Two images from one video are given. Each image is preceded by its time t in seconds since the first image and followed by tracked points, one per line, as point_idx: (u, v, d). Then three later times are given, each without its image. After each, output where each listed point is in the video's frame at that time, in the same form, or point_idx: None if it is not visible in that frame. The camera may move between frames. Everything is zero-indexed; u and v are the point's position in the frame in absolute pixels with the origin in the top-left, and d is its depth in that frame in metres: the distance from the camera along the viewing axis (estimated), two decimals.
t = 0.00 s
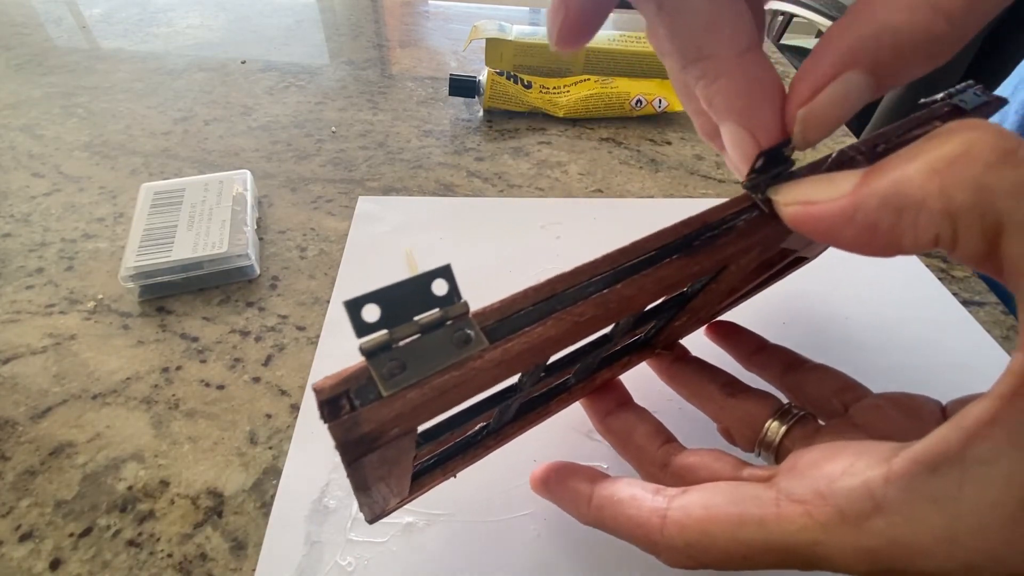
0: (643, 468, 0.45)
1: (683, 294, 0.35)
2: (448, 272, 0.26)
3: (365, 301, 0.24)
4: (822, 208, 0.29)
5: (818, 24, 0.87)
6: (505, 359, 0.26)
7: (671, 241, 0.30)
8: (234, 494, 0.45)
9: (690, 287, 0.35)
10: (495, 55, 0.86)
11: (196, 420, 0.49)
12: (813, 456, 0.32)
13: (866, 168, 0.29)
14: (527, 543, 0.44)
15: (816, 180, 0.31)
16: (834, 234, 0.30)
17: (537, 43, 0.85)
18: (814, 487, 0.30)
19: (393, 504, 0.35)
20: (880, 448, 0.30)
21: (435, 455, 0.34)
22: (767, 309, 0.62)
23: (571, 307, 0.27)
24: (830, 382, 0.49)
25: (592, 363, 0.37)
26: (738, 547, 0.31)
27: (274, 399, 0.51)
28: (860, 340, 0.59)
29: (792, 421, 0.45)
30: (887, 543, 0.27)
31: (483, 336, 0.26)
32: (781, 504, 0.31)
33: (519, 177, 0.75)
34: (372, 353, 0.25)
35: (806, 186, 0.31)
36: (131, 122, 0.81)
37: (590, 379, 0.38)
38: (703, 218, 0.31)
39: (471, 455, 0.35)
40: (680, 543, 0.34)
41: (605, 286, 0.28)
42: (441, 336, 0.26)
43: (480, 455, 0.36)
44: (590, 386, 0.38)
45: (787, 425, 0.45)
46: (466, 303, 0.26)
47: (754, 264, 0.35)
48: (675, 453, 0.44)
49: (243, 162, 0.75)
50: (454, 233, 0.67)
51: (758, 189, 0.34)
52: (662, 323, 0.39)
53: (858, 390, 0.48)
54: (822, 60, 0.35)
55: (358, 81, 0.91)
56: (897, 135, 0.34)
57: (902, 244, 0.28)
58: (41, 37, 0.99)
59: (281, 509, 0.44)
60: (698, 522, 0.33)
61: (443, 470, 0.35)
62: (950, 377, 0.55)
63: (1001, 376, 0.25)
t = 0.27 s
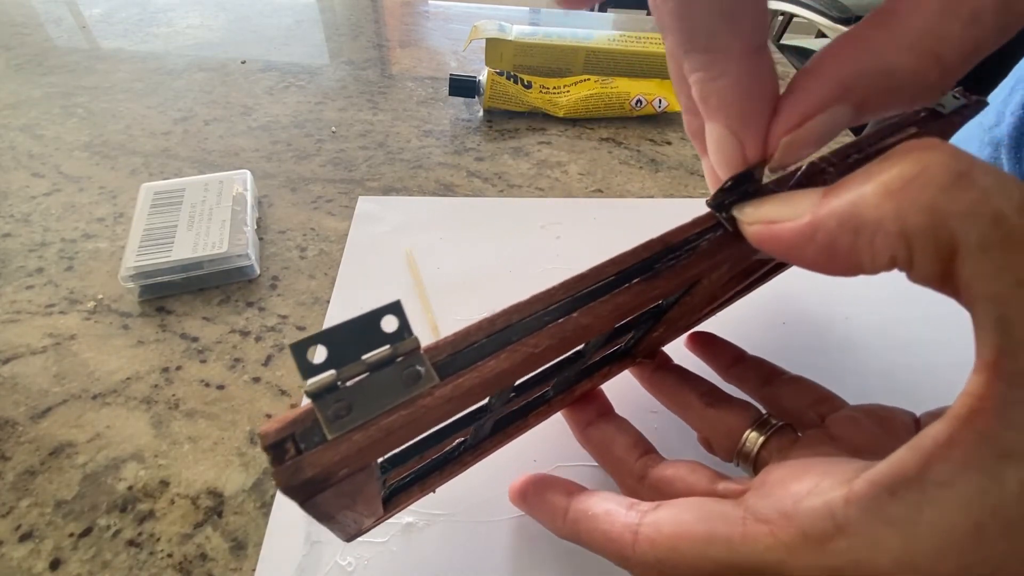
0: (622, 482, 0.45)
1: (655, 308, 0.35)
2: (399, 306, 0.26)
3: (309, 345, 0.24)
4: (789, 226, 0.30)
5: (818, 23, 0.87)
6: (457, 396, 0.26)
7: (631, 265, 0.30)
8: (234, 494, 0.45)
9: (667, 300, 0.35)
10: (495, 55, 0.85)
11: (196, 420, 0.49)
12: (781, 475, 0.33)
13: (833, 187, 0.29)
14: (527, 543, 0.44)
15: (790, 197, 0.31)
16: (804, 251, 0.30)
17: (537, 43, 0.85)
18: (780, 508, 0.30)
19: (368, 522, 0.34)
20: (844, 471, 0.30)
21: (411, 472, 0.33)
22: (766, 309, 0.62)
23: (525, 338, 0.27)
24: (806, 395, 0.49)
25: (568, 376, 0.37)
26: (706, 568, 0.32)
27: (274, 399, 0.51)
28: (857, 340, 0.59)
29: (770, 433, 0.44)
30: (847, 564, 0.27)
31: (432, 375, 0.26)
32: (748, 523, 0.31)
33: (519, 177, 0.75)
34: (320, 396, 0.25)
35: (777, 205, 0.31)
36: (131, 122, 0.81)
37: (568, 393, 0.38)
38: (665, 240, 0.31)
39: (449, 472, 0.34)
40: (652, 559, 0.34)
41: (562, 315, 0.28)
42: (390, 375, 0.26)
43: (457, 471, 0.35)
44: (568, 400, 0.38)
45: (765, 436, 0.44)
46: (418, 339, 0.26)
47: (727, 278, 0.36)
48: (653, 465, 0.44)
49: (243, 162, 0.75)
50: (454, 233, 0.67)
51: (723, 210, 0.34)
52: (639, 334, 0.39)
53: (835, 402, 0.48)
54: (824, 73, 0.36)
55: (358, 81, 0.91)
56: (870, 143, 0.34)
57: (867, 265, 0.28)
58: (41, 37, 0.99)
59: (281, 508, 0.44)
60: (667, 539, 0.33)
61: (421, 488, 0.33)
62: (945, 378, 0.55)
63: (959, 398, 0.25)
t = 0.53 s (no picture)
0: (608, 481, 0.45)
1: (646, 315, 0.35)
2: (373, 318, 0.26)
3: (276, 356, 0.25)
4: (779, 240, 0.29)
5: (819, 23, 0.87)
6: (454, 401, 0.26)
7: (617, 274, 0.30)
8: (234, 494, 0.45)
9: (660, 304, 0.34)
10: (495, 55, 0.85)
11: (196, 420, 0.49)
12: (771, 484, 0.33)
13: (826, 202, 0.29)
14: (528, 543, 0.44)
15: (781, 208, 0.31)
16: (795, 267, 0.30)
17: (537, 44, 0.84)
18: (764, 520, 0.31)
19: (348, 518, 0.33)
20: (831, 487, 0.30)
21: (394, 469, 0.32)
22: (766, 309, 0.62)
23: (500, 353, 0.27)
24: (796, 401, 0.49)
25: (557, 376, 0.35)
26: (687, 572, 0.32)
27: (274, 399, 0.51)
28: (854, 347, 0.58)
29: (757, 439, 0.44)
30: None
31: (406, 386, 0.26)
32: (730, 533, 0.31)
33: (518, 177, 0.75)
34: (288, 406, 0.25)
35: (768, 216, 0.31)
36: (131, 122, 0.81)
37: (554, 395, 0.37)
38: (653, 250, 0.31)
39: (432, 469, 0.33)
40: (634, 561, 0.35)
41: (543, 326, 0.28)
42: (359, 388, 0.26)
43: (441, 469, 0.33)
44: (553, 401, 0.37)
45: (753, 442, 0.44)
46: (391, 350, 0.26)
47: (717, 284, 0.35)
48: (638, 467, 0.44)
49: (243, 162, 0.75)
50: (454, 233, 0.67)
51: (717, 219, 0.34)
52: (629, 337, 0.38)
53: (823, 410, 0.47)
54: (756, 64, 0.38)
55: (358, 81, 0.91)
56: (870, 155, 0.34)
57: (859, 282, 0.28)
58: (41, 37, 0.99)
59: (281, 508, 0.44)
60: (649, 543, 0.34)
61: (402, 485, 0.32)
62: (935, 392, 0.54)
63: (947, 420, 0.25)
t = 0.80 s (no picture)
0: (605, 474, 0.45)
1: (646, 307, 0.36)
2: (375, 298, 0.26)
3: (278, 334, 0.25)
4: (778, 232, 0.29)
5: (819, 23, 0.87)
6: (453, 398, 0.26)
7: (619, 260, 0.30)
8: (234, 494, 0.45)
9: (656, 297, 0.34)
10: (495, 56, 0.85)
11: (196, 420, 0.49)
12: (767, 473, 0.33)
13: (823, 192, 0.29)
14: (528, 543, 0.44)
15: (778, 200, 0.31)
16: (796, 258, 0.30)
17: (538, 43, 0.85)
18: (760, 509, 0.30)
19: (348, 506, 0.33)
20: (827, 475, 0.30)
21: (393, 458, 0.33)
22: (766, 308, 0.62)
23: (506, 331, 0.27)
24: (792, 397, 0.49)
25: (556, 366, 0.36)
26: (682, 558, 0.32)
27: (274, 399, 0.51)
28: (851, 349, 0.58)
29: (755, 431, 0.44)
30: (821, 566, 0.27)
31: (406, 364, 0.26)
32: (726, 522, 0.31)
33: (518, 177, 0.75)
34: (290, 385, 0.25)
35: (765, 209, 0.31)
36: (131, 123, 0.81)
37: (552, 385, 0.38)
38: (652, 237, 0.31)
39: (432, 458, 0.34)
40: (631, 549, 0.35)
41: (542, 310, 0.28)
42: (360, 367, 0.26)
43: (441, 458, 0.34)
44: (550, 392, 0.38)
45: (750, 435, 0.44)
46: (393, 330, 0.26)
47: (717, 276, 0.35)
48: (636, 459, 0.44)
49: (243, 162, 0.75)
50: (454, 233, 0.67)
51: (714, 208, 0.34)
52: (627, 329, 0.39)
53: (820, 407, 0.47)
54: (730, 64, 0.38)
55: (358, 81, 0.91)
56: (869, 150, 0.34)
57: (860, 271, 0.28)
58: (41, 37, 0.99)
59: (281, 508, 0.44)
60: (647, 530, 0.34)
61: (402, 473, 0.33)
62: (932, 391, 0.54)
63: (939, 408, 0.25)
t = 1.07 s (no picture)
0: (599, 474, 0.45)
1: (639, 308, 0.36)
2: (353, 320, 0.26)
3: (251, 360, 0.24)
4: (775, 242, 0.30)
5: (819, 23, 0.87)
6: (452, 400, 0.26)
7: (605, 271, 0.30)
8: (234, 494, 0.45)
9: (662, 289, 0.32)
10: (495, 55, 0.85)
11: (196, 420, 0.49)
12: (753, 487, 0.33)
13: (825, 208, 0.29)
14: (528, 544, 0.44)
15: (775, 206, 0.31)
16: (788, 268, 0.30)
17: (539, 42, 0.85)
18: (752, 524, 0.30)
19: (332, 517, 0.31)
20: (820, 491, 0.30)
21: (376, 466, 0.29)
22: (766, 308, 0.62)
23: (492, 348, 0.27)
24: (786, 390, 0.49)
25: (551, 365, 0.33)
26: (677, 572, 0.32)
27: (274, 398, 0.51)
28: (854, 353, 0.58)
29: (745, 429, 0.44)
30: None
31: (388, 389, 0.25)
32: (719, 536, 0.31)
33: (518, 177, 0.75)
34: (264, 412, 0.24)
35: (764, 214, 0.31)
36: (131, 122, 0.81)
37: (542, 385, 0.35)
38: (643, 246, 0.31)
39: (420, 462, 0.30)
40: (625, 558, 0.34)
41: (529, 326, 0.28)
42: (341, 390, 0.25)
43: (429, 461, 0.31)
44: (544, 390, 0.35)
45: (741, 432, 0.44)
46: (372, 351, 0.26)
47: (710, 277, 0.36)
48: (627, 457, 0.44)
49: (242, 162, 0.75)
50: (453, 233, 0.67)
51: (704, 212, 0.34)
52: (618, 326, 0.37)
53: (814, 399, 0.47)
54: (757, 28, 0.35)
55: (358, 81, 0.91)
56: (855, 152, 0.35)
57: (846, 289, 0.29)
58: (41, 37, 0.99)
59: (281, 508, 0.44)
60: (642, 541, 0.33)
61: (390, 479, 0.30)
62: (929, 392, 0.54)
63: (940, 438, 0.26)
